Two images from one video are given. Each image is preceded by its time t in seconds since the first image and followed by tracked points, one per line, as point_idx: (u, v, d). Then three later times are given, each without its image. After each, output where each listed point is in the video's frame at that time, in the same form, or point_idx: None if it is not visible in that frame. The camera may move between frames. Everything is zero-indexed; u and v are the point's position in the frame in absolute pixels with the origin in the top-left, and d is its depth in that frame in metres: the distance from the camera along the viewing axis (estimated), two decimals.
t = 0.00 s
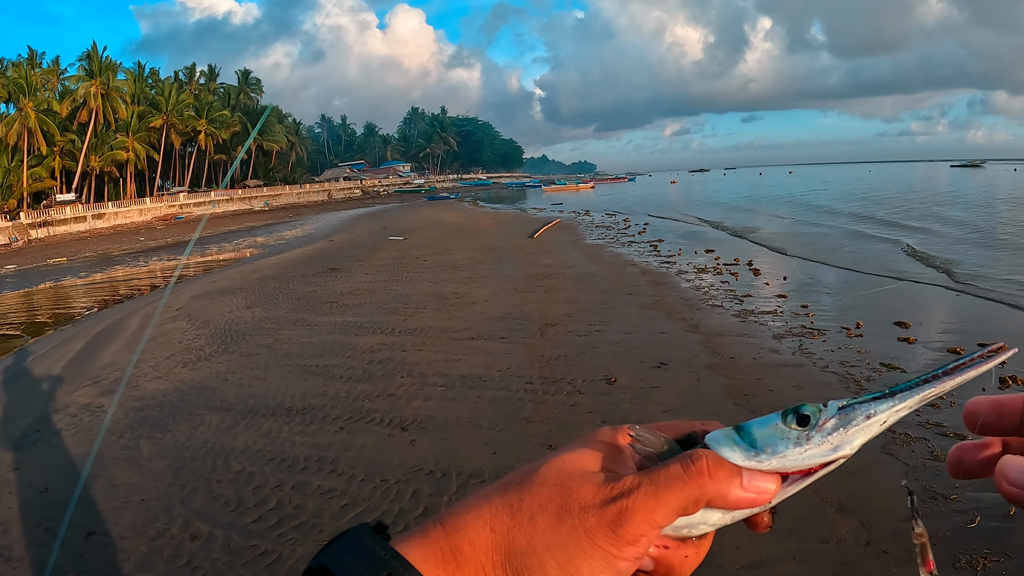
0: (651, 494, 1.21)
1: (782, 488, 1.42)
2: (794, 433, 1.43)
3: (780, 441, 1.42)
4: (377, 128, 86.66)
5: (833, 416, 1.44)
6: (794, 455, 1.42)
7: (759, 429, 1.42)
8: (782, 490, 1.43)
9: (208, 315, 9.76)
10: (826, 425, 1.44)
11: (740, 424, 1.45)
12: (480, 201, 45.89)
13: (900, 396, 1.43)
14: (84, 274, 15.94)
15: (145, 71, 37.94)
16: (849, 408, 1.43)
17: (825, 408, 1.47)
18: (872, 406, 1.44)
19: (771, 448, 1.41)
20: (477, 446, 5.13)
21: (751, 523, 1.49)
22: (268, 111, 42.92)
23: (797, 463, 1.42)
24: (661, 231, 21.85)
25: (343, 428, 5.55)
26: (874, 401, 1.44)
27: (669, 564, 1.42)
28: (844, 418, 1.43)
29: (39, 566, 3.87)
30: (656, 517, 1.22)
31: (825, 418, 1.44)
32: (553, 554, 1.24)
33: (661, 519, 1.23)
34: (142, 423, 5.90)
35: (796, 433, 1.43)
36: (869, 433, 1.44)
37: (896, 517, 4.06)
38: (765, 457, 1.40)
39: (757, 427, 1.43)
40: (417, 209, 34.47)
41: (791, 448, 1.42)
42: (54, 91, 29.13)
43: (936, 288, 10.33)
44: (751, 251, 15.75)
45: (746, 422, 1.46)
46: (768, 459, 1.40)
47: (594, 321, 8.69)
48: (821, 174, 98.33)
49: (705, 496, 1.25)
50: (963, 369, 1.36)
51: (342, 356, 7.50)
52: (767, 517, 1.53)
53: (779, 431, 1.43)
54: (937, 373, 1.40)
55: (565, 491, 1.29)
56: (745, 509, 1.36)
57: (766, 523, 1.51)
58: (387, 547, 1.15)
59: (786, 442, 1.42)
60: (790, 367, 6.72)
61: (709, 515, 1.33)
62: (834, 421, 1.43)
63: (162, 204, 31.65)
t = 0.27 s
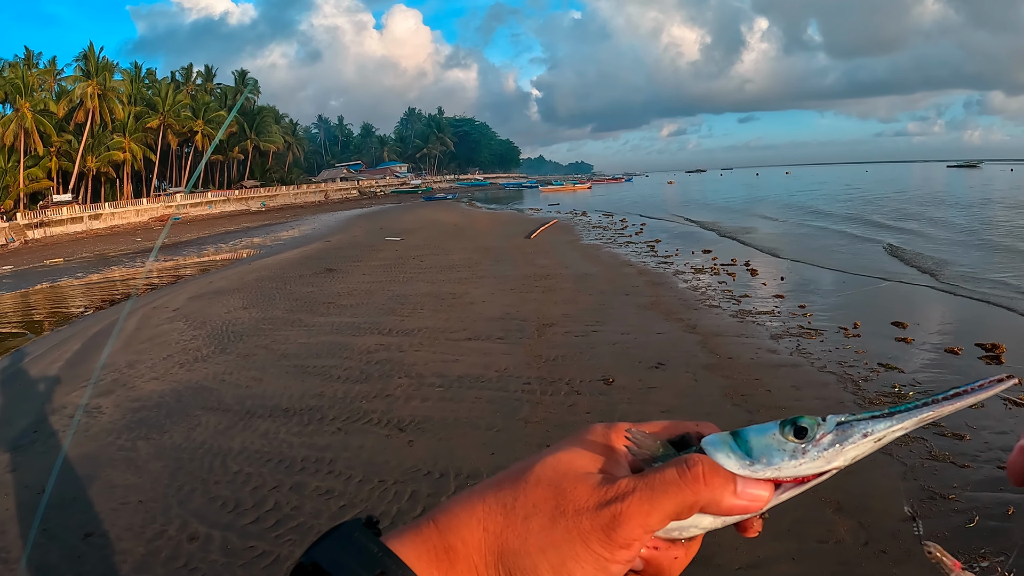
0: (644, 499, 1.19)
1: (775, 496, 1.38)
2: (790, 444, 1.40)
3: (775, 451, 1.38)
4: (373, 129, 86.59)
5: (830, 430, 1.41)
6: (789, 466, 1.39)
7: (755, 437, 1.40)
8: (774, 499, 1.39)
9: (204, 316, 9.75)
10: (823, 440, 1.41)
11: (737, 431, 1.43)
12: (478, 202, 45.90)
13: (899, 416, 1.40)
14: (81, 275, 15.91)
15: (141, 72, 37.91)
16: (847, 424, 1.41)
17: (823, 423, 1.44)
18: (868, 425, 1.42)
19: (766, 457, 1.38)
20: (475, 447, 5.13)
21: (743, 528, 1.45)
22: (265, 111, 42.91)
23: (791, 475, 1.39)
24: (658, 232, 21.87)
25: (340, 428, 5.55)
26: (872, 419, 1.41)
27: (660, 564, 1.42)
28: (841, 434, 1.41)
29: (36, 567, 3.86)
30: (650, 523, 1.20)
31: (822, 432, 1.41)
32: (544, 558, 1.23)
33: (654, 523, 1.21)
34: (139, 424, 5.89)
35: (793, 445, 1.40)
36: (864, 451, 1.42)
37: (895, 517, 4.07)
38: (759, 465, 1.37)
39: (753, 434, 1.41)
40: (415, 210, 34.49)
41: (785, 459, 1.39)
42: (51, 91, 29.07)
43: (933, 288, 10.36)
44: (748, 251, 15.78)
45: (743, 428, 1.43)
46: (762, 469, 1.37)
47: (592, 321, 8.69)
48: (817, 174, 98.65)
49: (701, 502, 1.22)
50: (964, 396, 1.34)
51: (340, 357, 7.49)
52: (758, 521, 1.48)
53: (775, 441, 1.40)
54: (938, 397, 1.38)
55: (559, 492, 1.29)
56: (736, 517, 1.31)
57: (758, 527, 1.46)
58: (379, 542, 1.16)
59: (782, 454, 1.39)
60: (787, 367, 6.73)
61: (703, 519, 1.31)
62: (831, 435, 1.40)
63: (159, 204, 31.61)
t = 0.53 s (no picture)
0: (655, 518, 1.18)
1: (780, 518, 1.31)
2: (800, 463, 1.30)
3: (783, 472, 1.30)
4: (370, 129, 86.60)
5: (839, 449, 1.31)
6: (798, 486, 1.30)
7: (764, 458, 1.30)
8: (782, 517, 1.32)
9: (201, 316, 9.74)
10: (833, 458, 1.31)
11: (747, 448, 1.33)
12: (475, 202, 45.90)
13: (911, 432, 1.29)
14: (77, 275, 15.90)
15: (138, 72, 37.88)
16: (858, 441, 1.30)
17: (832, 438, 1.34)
18: (880, 441, 1.31)
19: (774, 477, 1.29)
20: (473, 447, 5.13)
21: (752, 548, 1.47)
22: (262, 112, 42.90)
23: (799, 496, 1.31)
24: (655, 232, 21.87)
25: (337, 429, 5.54)
26: (882, 435, 1.30)
27: None
28: (851, 451, 1.31)
29: (32, 568, 3.86)
30: (661, 542, 1.18)
31: (831, 450, 1.31)
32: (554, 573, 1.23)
33: (666, 543, 1.20)
34: (135, 424, 5.88)
35: (802, 463, 1.31)
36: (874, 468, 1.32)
37: (893, 517, 4.07)
38: (767, 486, 1.29)
39: (762, 452, 1.31)
40: (412, 211, 34.40)
41: (793, 480, 1.30)
42: (48, 91, 29.01)
43: (930, 289, 10.37)
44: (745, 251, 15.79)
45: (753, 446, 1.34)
46: (772, 488, 1.29)
47: (589, 322, 8.69)
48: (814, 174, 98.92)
49: (713, 523, 1.20)
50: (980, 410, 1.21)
51: (337, 357, 7.49)
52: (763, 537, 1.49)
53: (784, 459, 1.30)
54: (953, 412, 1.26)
55: (569, 509, 1.30)
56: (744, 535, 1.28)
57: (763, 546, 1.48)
58: (384, 557, 1.16)
59: (791, 474, 1.30)
60: (785, 368, 6.73)
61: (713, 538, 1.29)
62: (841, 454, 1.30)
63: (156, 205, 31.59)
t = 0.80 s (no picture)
0: (678, 538, 1.16)
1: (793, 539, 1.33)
2: (812, 484, 1.34)
3: (796, 492, 1.33)
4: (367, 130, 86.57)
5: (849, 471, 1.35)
6: (810, 508, 1.33)
7: (778, 479, 1.34)
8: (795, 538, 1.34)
9: (198, 317, 9.74)
10: (844, 480, 1.34)
11: (762, 469, 1.37)
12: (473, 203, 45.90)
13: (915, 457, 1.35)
14: (73, 275, 15.88)
15: (135, 73, 37.82)
16: (868, 464, 1.35)
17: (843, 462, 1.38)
18: (889, 464, 1.34)
19: (788, 498, 1.32)
20: (469, 448, 5.12)
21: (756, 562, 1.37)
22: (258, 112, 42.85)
23: (811, 517, 1.33)
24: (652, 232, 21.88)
25: (333, 430, 5.54)
26: (891, 460, 1.35)
27: None
28: (862, 473, 1.35)
29: (28, 570, 3.85)
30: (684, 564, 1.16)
31: (842, 471, 1.35)
32: None
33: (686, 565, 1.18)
34: (131, 425, 5.87)
35: (815, 485, 1.34)
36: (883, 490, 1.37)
37: (891, 518, 4.07)
38: (780, 506, 1.31)
39: (777, 474, 1.35)
40: (409, 211, 34.40)
41: (806, 500, 1.33)
42: (44, 91, 28.94)
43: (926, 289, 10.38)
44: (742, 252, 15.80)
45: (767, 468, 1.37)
46: (787, 508, 1.31)
47: (586, 323, 8.69)
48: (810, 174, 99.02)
49: (732, 543, 1.20)
50: (980, 437, 1.29)
51: (333, 358, 7.48)
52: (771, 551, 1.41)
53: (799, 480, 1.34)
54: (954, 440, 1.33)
55: (590, 528, 1.27)
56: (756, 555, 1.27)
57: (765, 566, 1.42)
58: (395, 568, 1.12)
59: (804, 494, 1.33)
60: (782, 368, 6.73)
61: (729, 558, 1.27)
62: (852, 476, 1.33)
63: (152, 205, 31.56)
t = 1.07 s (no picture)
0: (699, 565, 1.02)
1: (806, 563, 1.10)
2: (836, 504, 1.09)
3: (818, 512, 1.08)
4: (364, 130, 86.58)
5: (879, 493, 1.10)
6: (829, 532, 1.08)
7: (801, 496, 1.09)
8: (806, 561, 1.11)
9: (195, 317, 9.74)
10: (870, 504, 1.09)
11: (783, 485, 1.11)
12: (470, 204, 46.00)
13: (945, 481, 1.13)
14: (71, 276, 15.89)
15: (132, 74, 37.78)
16: (897, 486, 1.10)
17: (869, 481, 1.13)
18: (918, 488, 1.12)
19: (810, 520, 1.07)
20: (466, 449, 5.11)
21: None
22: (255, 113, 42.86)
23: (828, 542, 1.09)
24: (649, 233, 21.93)
25: (330, 431, 5.53)
26: (921, 481, 1.12)
27: None
28: (889, 497, 1.10)
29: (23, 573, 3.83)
30: None
31: (870, 492, 1.10)
32: None
33: None
34: (127, 426, 5.87)
35: (839, 506, 1.09)
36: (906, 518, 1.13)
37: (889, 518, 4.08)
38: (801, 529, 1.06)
39: (800, 491, 1.09)
40: (406, 212, 34.47)
41: (828, 523, 1.08)
42: (41, 92, 28.85)
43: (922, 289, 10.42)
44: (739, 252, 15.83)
45: (789, 483, 1.11)
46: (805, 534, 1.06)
47: (583, 323, 8.69)
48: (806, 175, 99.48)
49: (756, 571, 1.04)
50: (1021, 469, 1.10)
51: (330, 358, 7.48)
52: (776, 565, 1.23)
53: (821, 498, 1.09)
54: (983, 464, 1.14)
55: (603, 547, 1.13)
56: None
57: None
58: None
59: (824, 517, 1.08)
60: (779, 369, 6.73)
61: None
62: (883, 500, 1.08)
63: (149, 206, 31.56)
